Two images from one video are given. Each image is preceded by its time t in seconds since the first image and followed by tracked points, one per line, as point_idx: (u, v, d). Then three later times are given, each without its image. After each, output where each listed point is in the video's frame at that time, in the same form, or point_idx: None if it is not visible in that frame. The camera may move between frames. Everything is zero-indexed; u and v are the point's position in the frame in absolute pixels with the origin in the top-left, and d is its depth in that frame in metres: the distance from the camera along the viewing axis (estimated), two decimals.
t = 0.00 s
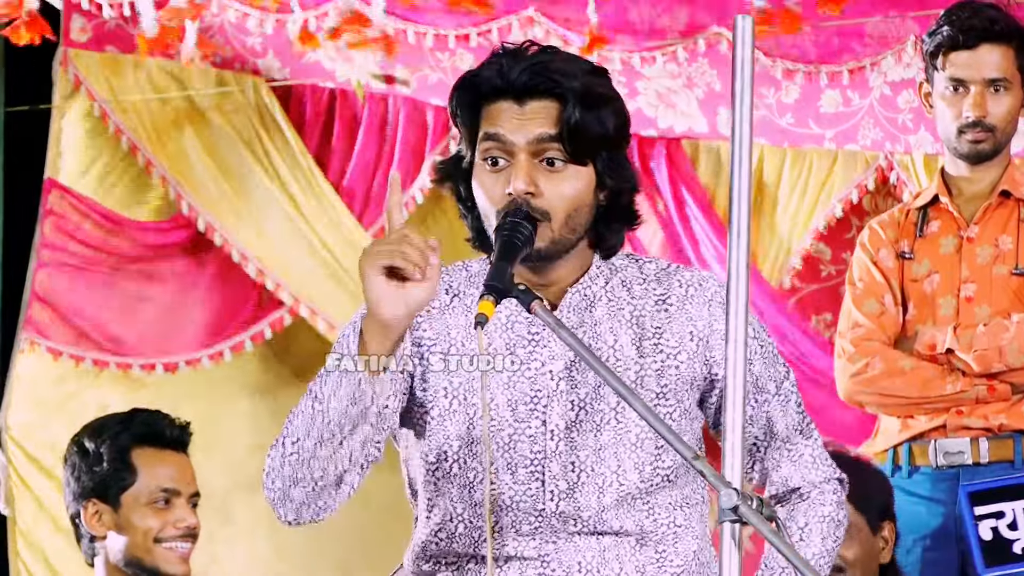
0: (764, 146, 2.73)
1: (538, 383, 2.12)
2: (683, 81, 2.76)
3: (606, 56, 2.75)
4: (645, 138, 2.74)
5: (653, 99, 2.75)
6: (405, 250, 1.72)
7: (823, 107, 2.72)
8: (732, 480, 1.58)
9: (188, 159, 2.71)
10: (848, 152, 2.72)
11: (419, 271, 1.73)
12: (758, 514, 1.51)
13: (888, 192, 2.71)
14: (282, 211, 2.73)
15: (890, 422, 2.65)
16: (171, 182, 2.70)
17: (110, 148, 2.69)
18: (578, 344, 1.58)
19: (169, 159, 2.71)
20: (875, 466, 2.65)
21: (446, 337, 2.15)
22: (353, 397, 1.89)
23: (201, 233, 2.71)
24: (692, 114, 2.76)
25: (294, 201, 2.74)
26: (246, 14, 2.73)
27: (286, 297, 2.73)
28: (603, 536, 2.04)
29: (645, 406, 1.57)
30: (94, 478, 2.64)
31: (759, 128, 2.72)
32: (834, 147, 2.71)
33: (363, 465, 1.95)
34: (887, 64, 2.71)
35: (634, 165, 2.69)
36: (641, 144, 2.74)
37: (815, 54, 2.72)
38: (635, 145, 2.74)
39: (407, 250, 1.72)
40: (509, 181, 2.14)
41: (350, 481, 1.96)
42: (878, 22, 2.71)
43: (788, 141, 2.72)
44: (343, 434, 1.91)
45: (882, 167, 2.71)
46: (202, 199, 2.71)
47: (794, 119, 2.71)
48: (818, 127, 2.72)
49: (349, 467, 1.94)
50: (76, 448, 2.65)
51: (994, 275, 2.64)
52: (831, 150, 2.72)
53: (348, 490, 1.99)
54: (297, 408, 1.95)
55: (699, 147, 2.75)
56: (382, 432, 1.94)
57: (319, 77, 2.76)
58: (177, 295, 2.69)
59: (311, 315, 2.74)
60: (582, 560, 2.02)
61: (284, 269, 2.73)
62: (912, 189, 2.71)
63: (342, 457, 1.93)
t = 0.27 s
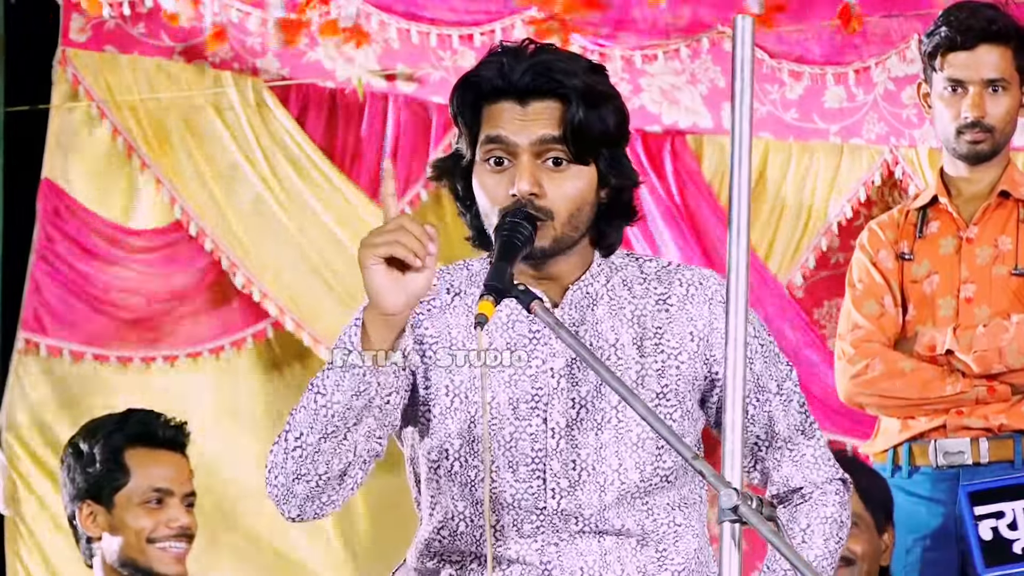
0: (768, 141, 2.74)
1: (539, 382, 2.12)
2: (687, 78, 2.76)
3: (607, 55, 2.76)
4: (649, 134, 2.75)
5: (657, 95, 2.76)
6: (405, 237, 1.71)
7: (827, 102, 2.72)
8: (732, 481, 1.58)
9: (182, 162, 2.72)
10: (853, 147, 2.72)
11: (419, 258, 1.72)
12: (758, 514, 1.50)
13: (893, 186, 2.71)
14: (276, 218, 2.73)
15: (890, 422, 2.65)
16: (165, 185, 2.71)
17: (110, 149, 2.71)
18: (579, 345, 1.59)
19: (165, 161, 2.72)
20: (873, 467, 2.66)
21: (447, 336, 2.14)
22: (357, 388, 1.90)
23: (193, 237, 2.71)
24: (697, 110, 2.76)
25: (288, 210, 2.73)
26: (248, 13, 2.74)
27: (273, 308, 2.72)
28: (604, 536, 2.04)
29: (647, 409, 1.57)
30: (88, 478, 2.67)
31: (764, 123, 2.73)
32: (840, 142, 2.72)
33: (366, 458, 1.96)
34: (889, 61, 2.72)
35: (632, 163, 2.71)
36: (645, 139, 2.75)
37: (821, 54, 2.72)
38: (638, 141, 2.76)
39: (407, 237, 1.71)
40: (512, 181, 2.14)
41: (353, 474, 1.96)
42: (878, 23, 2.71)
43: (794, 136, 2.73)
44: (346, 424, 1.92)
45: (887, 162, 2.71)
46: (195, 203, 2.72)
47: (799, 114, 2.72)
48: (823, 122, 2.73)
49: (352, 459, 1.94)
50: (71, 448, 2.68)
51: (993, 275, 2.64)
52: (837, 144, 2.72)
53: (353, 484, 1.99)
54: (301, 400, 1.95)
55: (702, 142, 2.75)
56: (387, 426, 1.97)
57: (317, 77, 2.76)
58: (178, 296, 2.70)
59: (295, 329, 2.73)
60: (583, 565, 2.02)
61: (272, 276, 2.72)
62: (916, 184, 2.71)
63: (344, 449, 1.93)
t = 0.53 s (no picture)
0: (767, 145, 2.74)
1: (537, 384, 2.07)
2: (685, 80, 2.76)
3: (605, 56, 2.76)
4: (648, 137, 2.75)
5: (655, 98, 2.75)
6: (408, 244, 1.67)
7: (826, 104, 2.72)
8: (733, 480, 1.57)
9: (181, 163, 2.74)
10: (852, 150, 2.72)
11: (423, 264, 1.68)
12: (759, 514, 1.50)
13: (892, 190, 2.71)
14: (270, 218, 2.74)
15: (891, 423, 2.65)
16: (164, 186, 2.72)
17: (108, 150, 2.72)
18: (577, 342, 1.57)
19: (164, 162, 2.73)
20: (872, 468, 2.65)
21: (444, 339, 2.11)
22: (357, 392, 1.85)
23: (190, 235, 2.72)
24: (696, 113, 2.75)
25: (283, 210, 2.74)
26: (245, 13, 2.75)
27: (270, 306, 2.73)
28: (603, 538, 1.99)
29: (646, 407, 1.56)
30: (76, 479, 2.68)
31: (763, 127, 2.73)
32: (839, 145, 2.71)
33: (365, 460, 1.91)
34: (888, 63, 2.71)
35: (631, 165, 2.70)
36: (643, 142, 2.75)
37: (819, 55, 2.72)
38: (636, 143, 2.75)
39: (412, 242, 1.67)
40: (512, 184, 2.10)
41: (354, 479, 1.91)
42: (875, 23, 2.71)
43: (793, 138, 2.72)
44: (347, 428, 1.86)
45: (887, 165, 2.71)
46: (193, 204, 2.72)
47: (799, 117, 2.72)
48: (822, 124, 2.72)
49: (351, 464, 1.89)
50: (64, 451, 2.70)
51: (993, 276, 2.64)
52: (836, 147, 2.72)
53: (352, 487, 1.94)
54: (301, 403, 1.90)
55: (701, 146, 2.75)
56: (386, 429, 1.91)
57: (315, 79, 2.77)
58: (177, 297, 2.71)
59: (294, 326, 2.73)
60: (582, 567, 1.96)
61: (269, 275, 2.73)
62: (916, 187, 2.70)
63: (344, 453, 1.88)
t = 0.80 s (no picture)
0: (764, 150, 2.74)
1: (535, 384, 2.07)
2: (683, 84, 2.76)
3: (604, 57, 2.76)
4: (643, 142, 2.75)
5: (653, 102, 2.76)
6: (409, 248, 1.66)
7: (823, 109, 2.72)
8: (732, 481, 1.57)
9: (179, 166, 2.74)
10: (848, 155, 2.72)
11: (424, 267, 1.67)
12: (759, 515, 1.49)
13: (887, 198, 2.71)
14: (266, 220, 2.74)
15: (891, 423, 2.64)
16: (161, 189, 2.73)
17: (105, 152, 2.73)
18: (575, 342, 1.57)
19: (162, 165, 2.74)
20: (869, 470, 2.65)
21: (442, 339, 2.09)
22: (358, 396, 1.84)
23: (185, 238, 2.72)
24: (692, 117, 2.75)
25: (279, 213, 2.74)
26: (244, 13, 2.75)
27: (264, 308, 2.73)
28: (601, 539, 1.99)
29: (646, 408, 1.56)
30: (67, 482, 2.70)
31: (760, 132, 2.73)
32: (835, 150, 2.71)
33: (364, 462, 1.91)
34: (886, 64, 2.72)
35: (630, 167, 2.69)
36: (639, 147, 2.75)
37: (814, 57, 2.72)
38: (631, 147, 2.75)
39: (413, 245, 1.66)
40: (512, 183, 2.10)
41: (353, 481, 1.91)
42: (872, 23, 2.72)
43: (788, 144, 2.72)
44: (346, 431, 1.86)
45: (882, 170, 2.71)
46: (191, 208, 2.73)
47: (795, 123, 2.72)
48: (818, 129, 2.72)
49: (350, 466, 1.89)
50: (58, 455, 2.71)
51: (993, 276, 2.64)
52: (832, 152, 2.72)
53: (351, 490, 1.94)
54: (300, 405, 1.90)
55: (697, 151, 2.75)
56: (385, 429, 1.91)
57: (313, 80, 2.77)
58: (177, 300, 2.71)
59: (287, 329, 2.73)
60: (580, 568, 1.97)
61: (264, 279, 2.73)
62: (913, 192, 2.70)
63: (343, 456, 1.88)
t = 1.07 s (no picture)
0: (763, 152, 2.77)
1: (536, 384, 2.07)
2: (681, 85, 2.74)
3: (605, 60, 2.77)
4: (641, 143, 2.75)
5: (651, 104, 2.75)
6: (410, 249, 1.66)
7: (821, 111, 2.74)
8: (732, 480, 1.57)
9: (178, 168, 2.78)
10: (845, 158, 2.73)
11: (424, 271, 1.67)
12: (758, 514, 1.49)
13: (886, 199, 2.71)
14: (260, 224, 2.75)
15: (891, 423, 2.65)
16: (160, 193, 2.77)
17: (105, 152, 2.79)
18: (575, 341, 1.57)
19: (160, 168, 2.78)
20: (865, 469, 2.67)
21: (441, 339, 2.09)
22: (359, 399, 1.84)
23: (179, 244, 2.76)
24: (690, 119, 2.74)
25: (273, 217, 2.75)
26: (246, 14, 2.79)
27: (255, 316, 2.74)
28: (601, 539, 1.99)
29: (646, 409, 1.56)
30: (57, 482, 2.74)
31: (759, 134, 2.77)
32: (832, 154, 2.73)
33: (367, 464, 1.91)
34: (887, 66, 2.72)
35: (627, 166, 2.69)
36: (638, 148, 2.75)
37: (815, 60, 2.75)
38: (630, 148, 2.75)
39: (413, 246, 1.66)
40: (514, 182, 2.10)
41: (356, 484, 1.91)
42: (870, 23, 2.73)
43: (785, 146, 2.75)
44: (347, 434, 1.87)
45: (880, 173, 2.72)
46: (187, 212, 2.76)
47: (793, 124, 2.75)
48: (816, 131, 2.74)
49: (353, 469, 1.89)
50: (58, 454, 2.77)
51: (993, 276, 2.63)
52: (829, 155, 2.74)
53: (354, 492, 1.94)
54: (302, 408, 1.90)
55: (696, 152, 2.73)
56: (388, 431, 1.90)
57: (315, 81, 2.78)
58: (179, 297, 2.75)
59: (275, 337, 2.74)
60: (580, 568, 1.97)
61: (255, 284, 2.74)
62: (910, 195, 2.70)
63: (346, 458, 1.88)
